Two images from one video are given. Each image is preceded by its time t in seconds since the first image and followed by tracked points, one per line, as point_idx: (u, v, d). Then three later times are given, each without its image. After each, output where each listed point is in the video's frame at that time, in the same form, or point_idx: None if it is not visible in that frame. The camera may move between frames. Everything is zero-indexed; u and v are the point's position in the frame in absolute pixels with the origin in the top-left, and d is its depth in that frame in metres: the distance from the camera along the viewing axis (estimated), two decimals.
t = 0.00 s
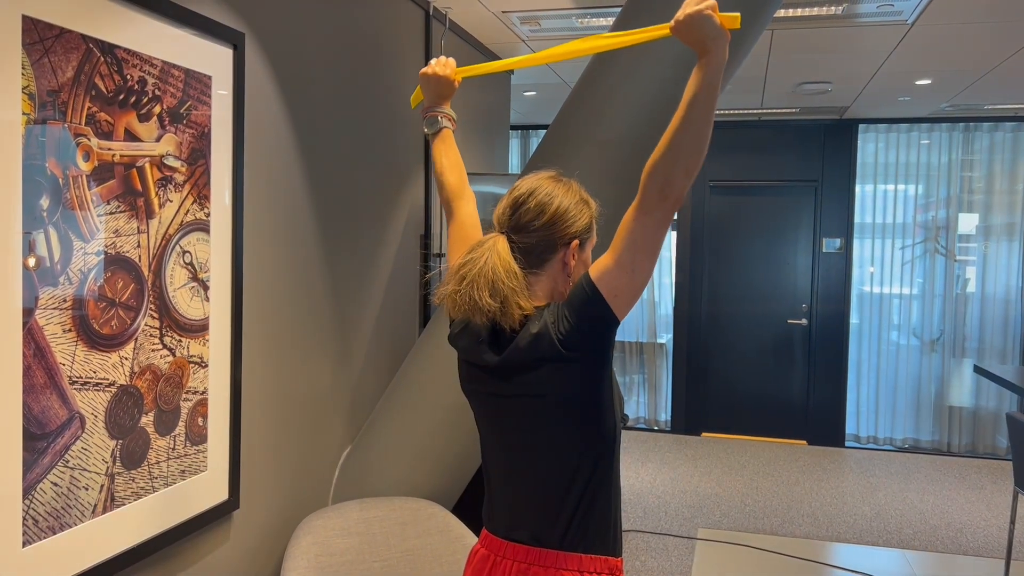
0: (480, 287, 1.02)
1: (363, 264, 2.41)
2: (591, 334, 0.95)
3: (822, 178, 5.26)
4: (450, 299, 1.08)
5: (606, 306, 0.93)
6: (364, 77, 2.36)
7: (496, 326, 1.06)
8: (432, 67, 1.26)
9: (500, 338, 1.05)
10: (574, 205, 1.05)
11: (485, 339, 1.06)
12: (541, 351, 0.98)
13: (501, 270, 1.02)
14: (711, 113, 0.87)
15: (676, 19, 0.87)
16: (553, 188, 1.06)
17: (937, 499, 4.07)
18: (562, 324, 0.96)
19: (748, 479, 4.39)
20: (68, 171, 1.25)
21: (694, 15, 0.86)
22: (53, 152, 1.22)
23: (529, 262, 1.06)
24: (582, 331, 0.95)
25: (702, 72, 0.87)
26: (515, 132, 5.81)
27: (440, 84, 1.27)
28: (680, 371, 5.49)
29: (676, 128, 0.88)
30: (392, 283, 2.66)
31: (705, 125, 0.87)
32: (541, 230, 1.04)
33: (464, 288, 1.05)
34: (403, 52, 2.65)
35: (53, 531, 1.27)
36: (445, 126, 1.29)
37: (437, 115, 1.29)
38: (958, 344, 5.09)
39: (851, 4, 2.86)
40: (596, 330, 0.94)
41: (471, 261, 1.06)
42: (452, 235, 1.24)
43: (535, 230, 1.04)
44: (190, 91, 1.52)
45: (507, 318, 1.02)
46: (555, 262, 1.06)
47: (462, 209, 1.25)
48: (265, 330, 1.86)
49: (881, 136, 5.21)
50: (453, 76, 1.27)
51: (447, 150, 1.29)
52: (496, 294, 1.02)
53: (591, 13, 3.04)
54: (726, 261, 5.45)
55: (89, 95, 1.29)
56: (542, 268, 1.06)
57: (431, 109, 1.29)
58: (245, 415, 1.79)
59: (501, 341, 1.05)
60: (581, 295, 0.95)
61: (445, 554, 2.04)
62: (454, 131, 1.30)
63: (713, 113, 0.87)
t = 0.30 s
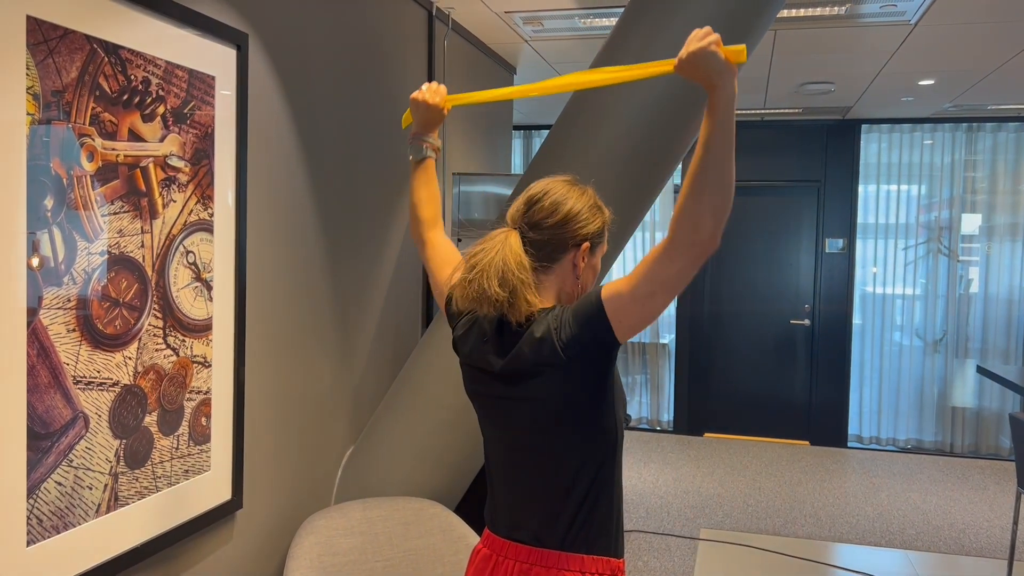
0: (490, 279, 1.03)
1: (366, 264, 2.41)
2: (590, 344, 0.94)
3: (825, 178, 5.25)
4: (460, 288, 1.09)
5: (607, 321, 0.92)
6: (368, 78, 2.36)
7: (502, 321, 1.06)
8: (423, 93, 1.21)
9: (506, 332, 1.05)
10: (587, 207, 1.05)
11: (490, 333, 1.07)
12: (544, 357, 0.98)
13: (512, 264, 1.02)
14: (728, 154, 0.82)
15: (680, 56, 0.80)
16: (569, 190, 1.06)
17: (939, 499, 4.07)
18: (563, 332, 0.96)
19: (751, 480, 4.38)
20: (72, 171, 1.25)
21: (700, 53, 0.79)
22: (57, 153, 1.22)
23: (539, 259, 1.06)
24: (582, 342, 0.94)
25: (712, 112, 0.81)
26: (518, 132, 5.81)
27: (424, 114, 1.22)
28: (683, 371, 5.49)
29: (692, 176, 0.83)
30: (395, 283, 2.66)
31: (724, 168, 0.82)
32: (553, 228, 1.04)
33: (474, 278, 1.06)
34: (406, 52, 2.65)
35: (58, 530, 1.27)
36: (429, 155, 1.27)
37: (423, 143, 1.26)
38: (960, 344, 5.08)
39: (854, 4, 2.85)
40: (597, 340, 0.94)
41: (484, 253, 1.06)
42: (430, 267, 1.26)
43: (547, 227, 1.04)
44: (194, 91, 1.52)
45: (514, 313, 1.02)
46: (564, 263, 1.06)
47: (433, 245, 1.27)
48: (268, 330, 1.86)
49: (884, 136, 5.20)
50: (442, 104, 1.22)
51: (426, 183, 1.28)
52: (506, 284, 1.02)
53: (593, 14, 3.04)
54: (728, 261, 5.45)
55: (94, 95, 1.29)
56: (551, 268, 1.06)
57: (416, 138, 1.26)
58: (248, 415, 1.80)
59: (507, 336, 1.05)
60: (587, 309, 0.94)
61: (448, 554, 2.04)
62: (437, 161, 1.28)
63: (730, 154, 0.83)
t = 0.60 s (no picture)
0: (506, 272, 1.05)
1: (367, 263, 2.41)
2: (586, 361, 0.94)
3: (826, 179, 5.25)
4: (473, 280, 1.11)
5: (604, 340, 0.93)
6: (370, 78, 2.36)
7: (513, 318, 1.08)
8: (405, 162, 1.16)
9: (514, 330, 1.07)
10: (602, 214, 1.07)
11: (497, 333, 1.08)
12: (543, 364, 0.99)
13: (529, 258, 1.04)
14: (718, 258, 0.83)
15: (649, 160, 0.83)
16: (585, 195, 1.07)
17: (941, 500, 4.06)
18: (562, 340, 0.97)
19: (752, 480, 4.38)
20: (74, 171, 1.26)
21: (668, 160, 0.82)
22: (60, 152, 1.22)
23: (551, 259, 1.06)
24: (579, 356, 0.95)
25: (690, 216, 0.83)
26: (519, 132, 5.81)
27: (407, 185, 1.18)
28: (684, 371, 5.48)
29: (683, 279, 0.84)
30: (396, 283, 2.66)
31: (713, 269, 0.83)
32: (568, 229, 1.05)
33: (490, 268, 1.08)
34: (408, 52, 2.65)
35: (60, 529, 1.28)
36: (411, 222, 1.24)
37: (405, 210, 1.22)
38: (962, 345, 5.08)
39: (856, 4, 2.85)
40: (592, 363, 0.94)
41: (501, 248, 1.08)
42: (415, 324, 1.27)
43: (562, 227, 1.05)
44: (196, 90, 1.52)
45: (525, 309, 1.04)
46: (575, 265, 1.07)
47: (409, 304, 1.28)
48: (271, 330, 1.86)
49: (887, 136, 5.19)
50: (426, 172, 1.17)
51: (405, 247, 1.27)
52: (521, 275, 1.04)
53: (595, 13, 3.04)
54: (729, 261, 5.44)
55: (96, 94, 1.29)
56: (562, 269, 1.07)
57: (399, 204, 1.21)
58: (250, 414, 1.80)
59: (514, 336, 1.06)
60: (587, 326, 0.95)
61: (449, 554, 2.04)
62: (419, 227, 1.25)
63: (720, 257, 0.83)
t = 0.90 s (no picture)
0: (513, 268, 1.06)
1: (369, 262, 2.41)
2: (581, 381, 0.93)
3: (828, 178, 5.24)
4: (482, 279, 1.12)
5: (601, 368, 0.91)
6: (372, 77, 2.36)
7: (517, 315, 1.09)
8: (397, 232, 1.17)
9: (516, 329, 1.07)
10: (610, 214, 1.09)
11: (500, 332, 1.09)
12: (545, 368, 0.99)
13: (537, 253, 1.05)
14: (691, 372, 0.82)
15: (628, 269, 0.81)
16: (595, 197, 1.10)
17: (942, 500, 4.06)
18: (563, 350, 0.97)
19: (753, 480, 4.38)
20: (77, 168, 1.25)
21: (649, 276, 0.80)
22: (62, 149, 1.22)
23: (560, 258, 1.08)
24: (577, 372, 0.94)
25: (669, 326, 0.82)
26: (521, 131, 5.81)
27: (404, 251, 1.19)
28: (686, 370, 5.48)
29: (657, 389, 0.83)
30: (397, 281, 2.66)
31: (687, 383, 0.82)
32: (577, 228, 1.06)
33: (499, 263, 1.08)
34: (410, 51, 2.65)
35: (61, 526, 1.28)
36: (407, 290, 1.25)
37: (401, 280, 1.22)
38: (964, 345, 5.08)
39: (858, 4, 2.84)
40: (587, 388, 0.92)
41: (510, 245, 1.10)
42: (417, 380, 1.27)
43: (571, 226, 1.06)
44: (199, 88, 1.52)
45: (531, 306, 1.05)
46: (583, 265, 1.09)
47: (407, 364, 1.26)
48: (273, 327, 1.86)
49: (888, 136, 5.19)
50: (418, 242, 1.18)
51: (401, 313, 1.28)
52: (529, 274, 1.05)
53: (598, 12, 3.03)
54: (731, 260, 5.44)
55: (99, 92, 1.29)
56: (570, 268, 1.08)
57: (395, 272, 1.22)
58: (251, 412, 1.80)
59: (515, 334, 1.07)
60: (589, 344, 0.94)
61: (450, 553, 2.04)
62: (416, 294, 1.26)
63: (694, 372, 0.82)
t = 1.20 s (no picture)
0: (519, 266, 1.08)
1: (370, 261, 2.41)
2: (582, 391, 0.94)
3: (829, 178, 5.24)
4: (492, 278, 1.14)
5: (606, 387, 0.93)
6: (373, 76, 2.36)
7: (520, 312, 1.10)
8: (397, 279, 1.23)
9: (518, 325, 1.08)
10: (613, 211, 1.09)
11: (503, 328, 1.10)
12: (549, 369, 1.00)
13: (540, 249, 1.06)
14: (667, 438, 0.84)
15: (622, 329, 0.85)
16: (598, 195, 1.10)
17: (942, 500, 4.06)
18: (569, 353, 0.98)
19: (754, 479, 4.38)
20: (79, 166, 1.25)
21: (641, 336, 0.83)
22: (64, 147, 1.22)
23: (563, 255, 1.08)
24: (579, 380, 0.95)
25: (653, 388, 0.85)
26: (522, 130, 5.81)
27: (405, 296, 1.23)
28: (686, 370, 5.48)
29: (633, 441, 0.86)
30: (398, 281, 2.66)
31: (660, 447, 0.85)
32: (580, 225, 1.07)
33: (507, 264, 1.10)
34: (411, 49, 2.64)
35: (63, 524, 1.28)
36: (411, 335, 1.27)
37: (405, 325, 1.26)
38: (964, 345, 5.07)
39: (860, 3, 2.84)
40: (584, 399, 0.94)
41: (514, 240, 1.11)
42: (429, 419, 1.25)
43: (574, 223, 1.07)
44: (201, 86, 1.52)
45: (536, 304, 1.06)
46: (588, 262, 1.08)
47: (419, 402, 1.24)
48: (274, 325, 1.86)
49: (889, 136, 5.19)
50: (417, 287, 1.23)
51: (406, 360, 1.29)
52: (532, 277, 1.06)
53: (599, 11, 3.03)
54: (732, 260, 5.44)
55: (101, 89, 1.29)
56: (574, 265, 1.08)
57: (397, 319, 1.26)
58: (253, 410, 1.80)
59: (518, 331, 1.07)
60: (597, 356, 0.96)
61: (451, 552, 2.04)
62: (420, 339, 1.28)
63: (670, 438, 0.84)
